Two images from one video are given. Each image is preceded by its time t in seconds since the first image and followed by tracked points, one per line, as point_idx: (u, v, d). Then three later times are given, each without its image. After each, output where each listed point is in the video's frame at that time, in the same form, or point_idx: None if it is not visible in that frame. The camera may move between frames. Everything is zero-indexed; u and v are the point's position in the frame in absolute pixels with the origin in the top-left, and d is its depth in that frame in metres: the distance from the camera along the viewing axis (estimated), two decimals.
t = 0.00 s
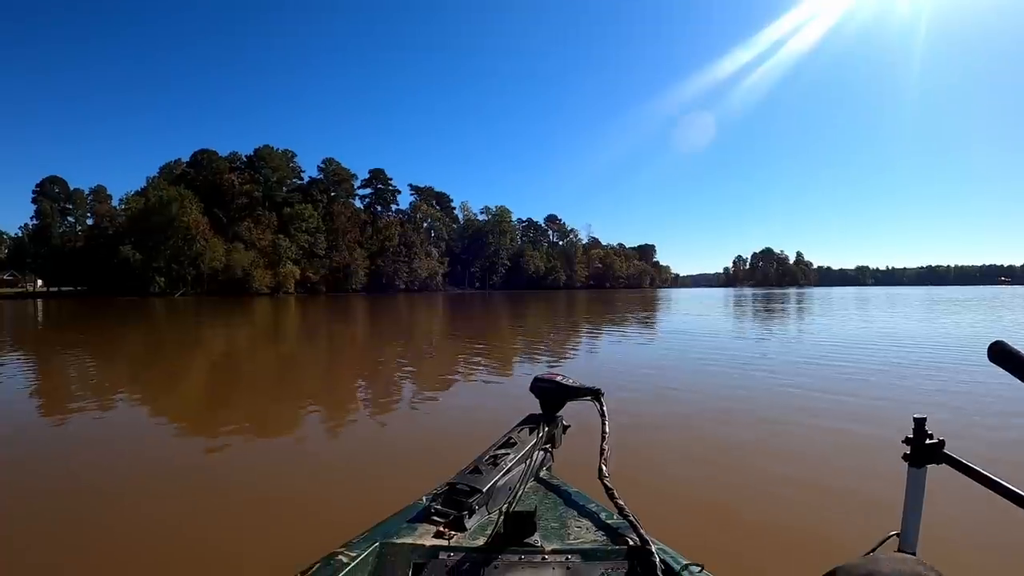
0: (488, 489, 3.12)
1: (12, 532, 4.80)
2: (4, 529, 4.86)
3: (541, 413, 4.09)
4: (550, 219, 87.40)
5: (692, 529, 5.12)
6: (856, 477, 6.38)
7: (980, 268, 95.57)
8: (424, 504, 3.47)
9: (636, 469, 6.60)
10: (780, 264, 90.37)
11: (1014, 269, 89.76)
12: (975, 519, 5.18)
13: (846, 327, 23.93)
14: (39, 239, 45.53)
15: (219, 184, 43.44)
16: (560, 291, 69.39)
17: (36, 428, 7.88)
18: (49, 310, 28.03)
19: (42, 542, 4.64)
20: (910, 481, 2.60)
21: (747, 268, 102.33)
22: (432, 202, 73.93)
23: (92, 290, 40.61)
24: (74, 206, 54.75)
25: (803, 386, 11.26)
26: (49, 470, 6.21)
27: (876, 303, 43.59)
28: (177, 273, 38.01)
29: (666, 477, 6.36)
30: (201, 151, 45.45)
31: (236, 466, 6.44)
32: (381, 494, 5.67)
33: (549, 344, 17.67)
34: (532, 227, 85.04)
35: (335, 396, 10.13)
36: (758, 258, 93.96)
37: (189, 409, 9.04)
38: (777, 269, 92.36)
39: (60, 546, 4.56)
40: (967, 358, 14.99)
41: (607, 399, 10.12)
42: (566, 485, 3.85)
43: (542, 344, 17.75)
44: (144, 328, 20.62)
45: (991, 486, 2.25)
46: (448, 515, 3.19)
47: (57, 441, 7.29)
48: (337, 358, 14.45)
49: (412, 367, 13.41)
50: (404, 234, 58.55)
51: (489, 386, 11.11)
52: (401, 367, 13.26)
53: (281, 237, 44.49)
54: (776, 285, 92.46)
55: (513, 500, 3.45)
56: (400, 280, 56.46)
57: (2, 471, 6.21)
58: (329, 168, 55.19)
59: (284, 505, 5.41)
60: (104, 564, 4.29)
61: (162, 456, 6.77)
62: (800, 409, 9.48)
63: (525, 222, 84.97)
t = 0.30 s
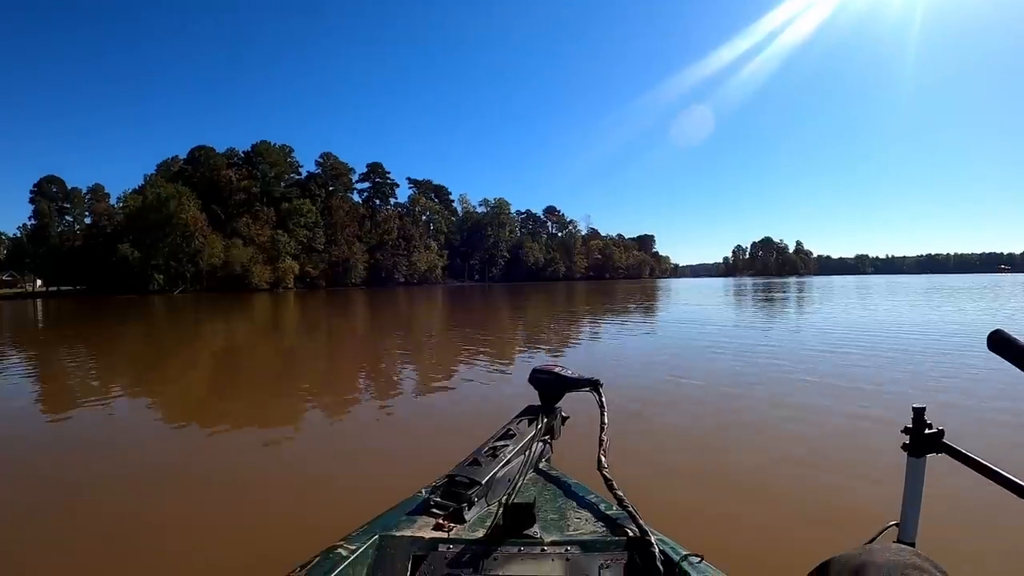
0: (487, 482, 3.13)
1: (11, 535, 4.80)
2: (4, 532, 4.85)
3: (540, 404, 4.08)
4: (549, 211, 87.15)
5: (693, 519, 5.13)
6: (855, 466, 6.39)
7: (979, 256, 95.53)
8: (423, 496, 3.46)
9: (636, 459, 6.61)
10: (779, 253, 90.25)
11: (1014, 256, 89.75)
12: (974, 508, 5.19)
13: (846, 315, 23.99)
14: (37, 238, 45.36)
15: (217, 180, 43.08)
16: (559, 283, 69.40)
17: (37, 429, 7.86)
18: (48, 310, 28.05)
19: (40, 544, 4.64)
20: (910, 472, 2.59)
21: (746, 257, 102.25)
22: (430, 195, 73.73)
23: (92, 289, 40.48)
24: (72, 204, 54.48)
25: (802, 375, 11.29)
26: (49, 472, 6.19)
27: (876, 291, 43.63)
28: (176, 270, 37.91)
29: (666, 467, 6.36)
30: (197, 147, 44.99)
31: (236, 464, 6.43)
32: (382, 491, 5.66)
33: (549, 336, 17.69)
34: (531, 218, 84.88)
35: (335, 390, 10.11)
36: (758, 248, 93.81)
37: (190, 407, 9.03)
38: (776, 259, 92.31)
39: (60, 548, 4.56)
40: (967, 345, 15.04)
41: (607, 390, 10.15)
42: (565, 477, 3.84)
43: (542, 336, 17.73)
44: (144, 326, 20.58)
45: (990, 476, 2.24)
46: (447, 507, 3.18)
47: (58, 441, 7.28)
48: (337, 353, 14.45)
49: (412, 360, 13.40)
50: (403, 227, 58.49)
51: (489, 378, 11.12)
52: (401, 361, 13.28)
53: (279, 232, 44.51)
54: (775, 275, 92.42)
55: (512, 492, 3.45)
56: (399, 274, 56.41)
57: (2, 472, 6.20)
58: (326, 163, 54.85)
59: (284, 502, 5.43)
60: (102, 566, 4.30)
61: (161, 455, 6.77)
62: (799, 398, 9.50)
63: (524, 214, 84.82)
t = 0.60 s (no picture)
0: (486, 480, 3.14)
1: (10, 540, 4.81)
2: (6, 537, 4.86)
3: (538, 402, 4.10)
4: (548, 210, 87.06)
5: (693, 517, 5.13)
6: (855, 462, 6.40)
7: (980, 250, 95.45)
8: (422, 496, 3.46)
9: (635, 457, 6.62)
10: (780, 250, 90.18)
11: (1014, 251, 89.69)
12: (973, 503, 5.21)
13: (847, 312, 23.98)
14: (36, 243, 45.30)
15: (216, 183, 43.05)
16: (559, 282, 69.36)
17: (39, 433, 7.87)
18: (49, 315, 28.09)
19: (40, 548, 4.64)
20: (908, 468, 2.59)
21: (747, 255, 102.15)
22: (429, 195, 73.71)
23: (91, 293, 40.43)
24: (72, 209, 54.42)
25: (802, 372, 11.30)
26: (50, 476, 6.21)
27: (876, 288, 43.65)
28: (176, 273, 37.91)
29: (666, 465, 6.37)
30: (195, 150, 44.85)
31: (237, 467, 6.44)
32: (382, 491, 5.66)
33: (550, 335, 17.69)
34: (530, 218, 84.77)
35: (337, 392, 10.10)
36: (758, 245, 93.66)
37: (191, 410, 9.04)
38: (777, 255, 92.29)
39: (59, 553, 4.56)
40: (966, 341, 15.04)
41: (606, 388, 10.17)
42: (565, 475, 3.84)
43: (543, 335, 17.75)
44: (145, 329, 20.57)
45: (989, 470, 2.23)
46: (446, 506, 3.18)
47: (60, 446, 7.31)
48: (338, 355, 14.47)
49: (413, 361, 13.40)
50: (403, 228, 58.51)
51: (488, 378, 11.13)
52: (401, 362, 13.30)
53: (279, 234, 44.57)
54: (776, 272, 92.38)
55: (511, 490, 3.46)
56: (399, 274, 56.35)
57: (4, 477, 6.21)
58: (325, 164, 54.80)
59: (284, 504, 5.43)
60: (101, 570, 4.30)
61: (160, 459, 6.77)
62: (798, 394, 9.53)
63: (523, 214, 84.73)
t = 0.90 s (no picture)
0: (486, 479, 3.14)
1: (10, 543, 4.81)
2: (8, 539, 4.87)
3: (538, 401, 4.09)
4: (548, 210, 87.03)
5: (693, 515, 5.13)
6: (854, 459, 6.42)
7: (980, 248, 95.32)
8: (421, 496, 3.46)
9: (635, 456, 6.61)
10: (780, 248, 90.14)
11: (1015, 248, 89.61)
12: (972, 501, 5.22)
13: (847, 310, 23.98)
14: (37, 246, 45.24)
15: (215, 184, 42.97)
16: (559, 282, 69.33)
17: (41, 435, 7.89)
18: (50, 317, 28.13)
19: (42, 550, 4.66)
20: (908, 465, 2.58)
21: (747, 253, 102.05)
22: (429, 196, 73.71)
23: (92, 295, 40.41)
24: (72, 211, 54.42)
25: (800, 371, 11.32)
26: (52, 478, 6.22)
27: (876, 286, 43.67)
28: (176, 275, 37.93)
29: (665, 464, 6.38)
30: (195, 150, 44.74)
31: (238, 468, 6.44)
32: (383, 491, 5.68)
33: (550, 334, 17.70)
34: (530, 217, 84.70)
35: (338, 393, 10.11)
36: (758, 243, 93.61)
37: (191, 411, 9.05)
38: (777, 254, 92.25)
39: (60, 554, 4.57)
40: (965, 339, 15.07)
41: (606, 387, 10.19)
42: (564, 474, 3.84)
43: (543, 334, 17.79)
44: (145, 331, 20.57)
45: (988, 467, 2.23)
46: (446, 505, 3.17)
47: (62, 447, 7.32)
48: (338, 355, 14.49)
49: (413, 361, 13.43)
50: (403, 228, 58.53)
51: (489, 377, 11.15)
52: (401, 362, 13.31)
53: (279, 235, 44.61)
54: (776, 270, 92.35)
55: (510, 490, 3.45)
56: (399, 275, 56.41)
57: (5, 479, 6.22)
58: (325, 165, 54.76)
59: (284, 504, 5.44)
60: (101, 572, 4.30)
61: (162, 460, 6.78)
62: (797, 392, 9.54)
63: (523, 214, 84.68)
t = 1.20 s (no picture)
0: (486, 479, 3.16)
1: (10, 542, 4.82)
2: (9, 539, 4.87)
3: (537, 401, 4.10)
4: (549, 209, 86.95)
5: (692, 514, 5.14)
6: (853, 459, 6.43)
7: (981, 248, 95.24)
8: (421, 495, 3.46)
9: (634, 456, 6.62)
10: (780, 247, 90.05)
11: (1016, 247, 89.47)
12: (969, 500, 5.23)
13: (848, 310, 23.99)
14: (37, 245, 45.19)
15: (216, 184, 42.99)
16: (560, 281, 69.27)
17: (41, 436, 7.88)
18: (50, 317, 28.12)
19: (41, 549, 4.66)
20: (907, 464, 2.59)
21: (747, 252, 101.97)
22: (430, 195, 73.65)
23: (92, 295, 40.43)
24: (72, 211, 54.42)
25: (801, 370, 11.33)
26: (53, 478, 6.22)
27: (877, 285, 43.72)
28: (177, 274, 37.96)
29: (665, 463, 6.39)
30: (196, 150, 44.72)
31: (238, 468, 6.44)
32: (383, 491, 5.68)
33: (550, 334, 17.68)
34: (531, 217, 84.59)
35: (338, 392, 10.11)
36: (758, 243, 93.50)
37: (192, 410, 9.06)
38: (777, 253, 92.19)
39: (61, 554, 4.58)
40: (965, 339, 15.05)
41: (605, 387, 10.21)
42: (564, 473, 3.84)
43: (544, 334, 17.79)
44: (146, 331, 20.57)
45: (988, 467, 2.23)
46: (445, 505, 3.17)
47: (63, 447, 7.33)
48: (339, 355, 14.52)
49: (414, 360, 13.44)
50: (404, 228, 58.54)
51: (489, 377, 11.18)
52: (402, 362, 13.33)
53: (279, 235, 44.64)
54: (776, 269, 92.30)
55: (510, 489, 3.45)
56: (400, 274, 56.44)
57: (6, 479, 6.21)
58: (325, 164, 54.73)
59: (285, 504, 5.44)
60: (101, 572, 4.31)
61: (162, 460, 6.77)
62: (796, 392, 9.56)
63: (524, 213, 84.64)
